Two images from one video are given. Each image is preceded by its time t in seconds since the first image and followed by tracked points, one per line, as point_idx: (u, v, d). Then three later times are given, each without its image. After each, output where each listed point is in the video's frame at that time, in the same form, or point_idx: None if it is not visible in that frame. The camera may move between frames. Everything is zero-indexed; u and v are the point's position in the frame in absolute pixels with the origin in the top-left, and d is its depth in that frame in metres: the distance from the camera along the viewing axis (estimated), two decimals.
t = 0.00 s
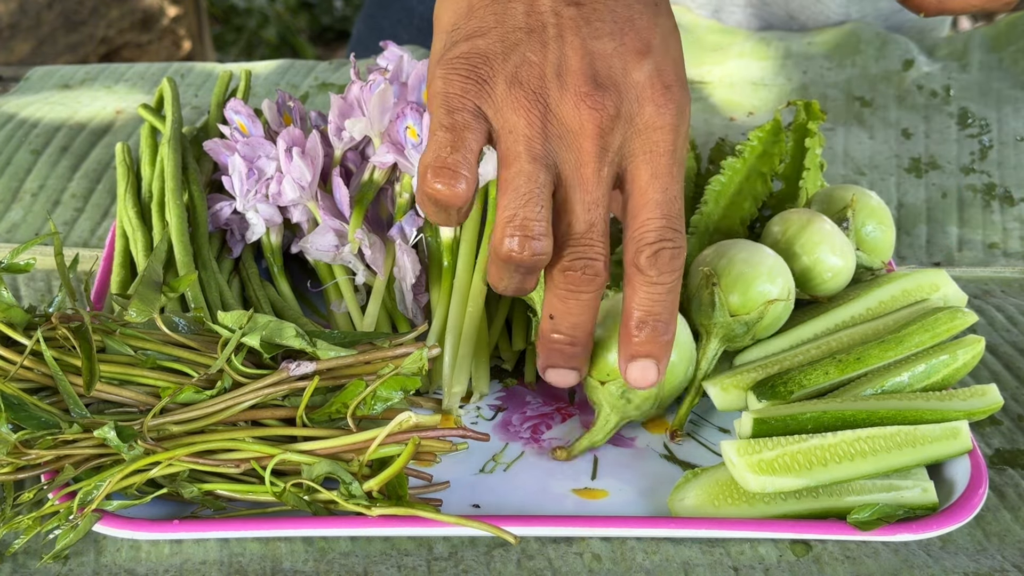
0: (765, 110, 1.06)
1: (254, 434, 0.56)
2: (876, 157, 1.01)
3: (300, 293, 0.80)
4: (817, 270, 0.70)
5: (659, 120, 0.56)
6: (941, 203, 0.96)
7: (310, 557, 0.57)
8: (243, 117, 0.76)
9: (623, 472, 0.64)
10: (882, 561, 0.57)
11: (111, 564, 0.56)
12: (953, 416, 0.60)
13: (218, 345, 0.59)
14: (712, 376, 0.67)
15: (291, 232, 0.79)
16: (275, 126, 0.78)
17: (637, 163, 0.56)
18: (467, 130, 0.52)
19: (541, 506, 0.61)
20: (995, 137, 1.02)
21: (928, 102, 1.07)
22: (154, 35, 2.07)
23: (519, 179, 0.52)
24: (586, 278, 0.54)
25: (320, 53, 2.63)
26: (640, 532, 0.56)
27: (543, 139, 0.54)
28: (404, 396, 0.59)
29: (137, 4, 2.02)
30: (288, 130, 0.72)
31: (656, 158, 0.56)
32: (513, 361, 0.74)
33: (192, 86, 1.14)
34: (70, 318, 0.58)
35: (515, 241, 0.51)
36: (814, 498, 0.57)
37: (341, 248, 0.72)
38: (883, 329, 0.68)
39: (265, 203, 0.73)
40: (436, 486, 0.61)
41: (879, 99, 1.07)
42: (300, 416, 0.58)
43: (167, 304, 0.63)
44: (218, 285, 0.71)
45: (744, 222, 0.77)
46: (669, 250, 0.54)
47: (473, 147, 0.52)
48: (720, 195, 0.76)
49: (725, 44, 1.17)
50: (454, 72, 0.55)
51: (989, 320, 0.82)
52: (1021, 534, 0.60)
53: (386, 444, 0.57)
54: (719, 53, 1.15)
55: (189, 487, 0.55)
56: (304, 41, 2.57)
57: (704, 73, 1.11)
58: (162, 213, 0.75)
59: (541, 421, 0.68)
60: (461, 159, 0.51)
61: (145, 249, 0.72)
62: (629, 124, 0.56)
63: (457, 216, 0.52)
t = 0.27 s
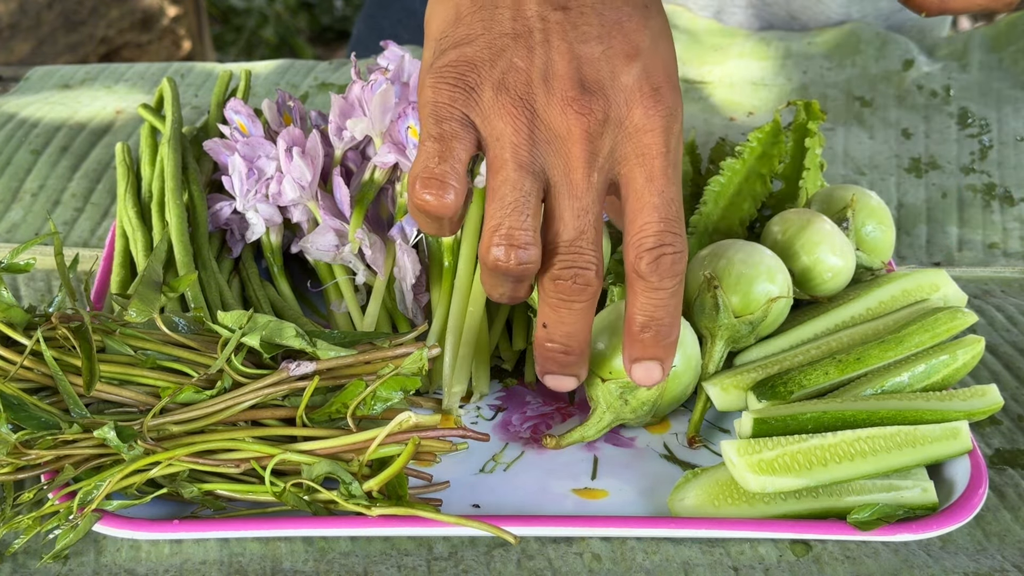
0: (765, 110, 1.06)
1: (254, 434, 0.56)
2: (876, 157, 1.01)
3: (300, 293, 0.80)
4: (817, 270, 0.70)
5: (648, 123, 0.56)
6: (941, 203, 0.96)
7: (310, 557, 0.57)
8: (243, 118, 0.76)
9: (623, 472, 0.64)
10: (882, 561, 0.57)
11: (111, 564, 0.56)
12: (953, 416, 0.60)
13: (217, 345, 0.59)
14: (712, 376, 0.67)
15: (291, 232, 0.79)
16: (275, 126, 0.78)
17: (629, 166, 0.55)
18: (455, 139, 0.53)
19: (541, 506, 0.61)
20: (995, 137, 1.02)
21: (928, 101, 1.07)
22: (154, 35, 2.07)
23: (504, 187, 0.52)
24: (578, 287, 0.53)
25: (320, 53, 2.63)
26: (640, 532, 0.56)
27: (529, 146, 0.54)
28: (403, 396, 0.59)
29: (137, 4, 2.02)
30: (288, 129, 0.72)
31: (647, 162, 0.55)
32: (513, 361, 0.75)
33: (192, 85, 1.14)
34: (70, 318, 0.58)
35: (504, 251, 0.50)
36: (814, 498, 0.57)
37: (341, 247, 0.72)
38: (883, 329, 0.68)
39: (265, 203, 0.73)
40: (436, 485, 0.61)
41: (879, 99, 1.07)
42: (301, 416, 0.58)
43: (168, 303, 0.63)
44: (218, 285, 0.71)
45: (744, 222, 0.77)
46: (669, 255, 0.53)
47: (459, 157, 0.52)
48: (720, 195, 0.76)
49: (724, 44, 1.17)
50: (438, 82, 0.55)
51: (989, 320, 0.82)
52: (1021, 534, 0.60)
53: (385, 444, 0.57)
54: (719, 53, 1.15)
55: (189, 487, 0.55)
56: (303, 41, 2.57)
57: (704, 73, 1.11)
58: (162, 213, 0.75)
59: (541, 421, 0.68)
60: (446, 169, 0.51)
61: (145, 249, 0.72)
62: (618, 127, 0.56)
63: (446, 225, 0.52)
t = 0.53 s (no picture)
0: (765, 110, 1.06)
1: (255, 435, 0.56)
2: (876, 156, 1.01)
3: (300, 293, 0.81)
4: (818, 270, 0.70)
5: (560, 30, 0.41)
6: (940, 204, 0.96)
7: (310, 557, 0.57)
8: (244, 117, 0.76)
9: (623, 472, 0.64)
10: (882, 562, 0.57)
11: (111, 564, 0.56)
12: (953, 416, 0.60)
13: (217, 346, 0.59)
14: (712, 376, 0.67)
15: (291, 232, 0.79)
16: (275, 127, 0.78)
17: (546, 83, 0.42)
18: (366, 87, 0.43)
19: (541, 506, 0.61)
20: (995, 137, 1.02)
21: (929, 102, 1.07)
22: (154, 35, 2.07)
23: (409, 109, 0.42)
24: (503, 224, 0.41)
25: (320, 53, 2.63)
26: (640, 532, 0.56)
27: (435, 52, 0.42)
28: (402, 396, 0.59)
29: (137, 4, 2.02)
30: (288, 129, 0.72)
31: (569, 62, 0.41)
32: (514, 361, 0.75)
33: (193, 85, 1.14)
34: (70, 318, 0.58)
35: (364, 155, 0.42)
36: (815, 498, 0.57)
37: (341, 246, 0.72)
38: (883, 329, 0.68)
39: (265, 203, 0.73)
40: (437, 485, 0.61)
41: (879, 99, 1.07)
42: (301, 417, 0.58)
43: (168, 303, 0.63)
44: (218, 284, 0.71)
45: (744, 222, 0.77)
46: (595, 178, 0.40)
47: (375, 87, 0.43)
48: (720, 196, 0.76)
49: (725, 44, 1.17)
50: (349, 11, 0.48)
51: (989, 320, 0.82)
52: (1021, 534, 0.60)
53: (385, 445, 0.57)
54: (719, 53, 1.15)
55: (189, 487, 0.55)
56: (303, 41, 2.57)
57: (704, 73, 1.11)
58: (162, 212, 0.75)
59: (541, 421, 0.68)
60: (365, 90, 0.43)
61: (145, 249, 0.72)
62: (524, 43, 0.41)
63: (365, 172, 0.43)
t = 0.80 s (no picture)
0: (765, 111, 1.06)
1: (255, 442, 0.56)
2: (876, 156, 1.01)
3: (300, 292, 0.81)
4: (817, 270, 0.70)
5: None
6: (941, 202, 0.97)
7: (310, 557, 0.57)
8: (244, 115, 0.76)
9: (623, 472, 0.64)
10: (883, 561, 0.57)
11: (111, 564, 0.56)
12: (953, 416, 0.60)
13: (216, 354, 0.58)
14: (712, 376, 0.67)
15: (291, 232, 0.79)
16: (274, 125, 0.78)
17: None
18: None
19: (541, 506, 0.61)
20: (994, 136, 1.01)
21: (929, 100, 1.04)
22: (154, 35, 2.07)
23: None
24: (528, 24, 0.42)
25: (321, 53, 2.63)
26: (640, 532, 0.56)
27: None
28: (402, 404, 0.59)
29: (137, 4, 2.02)
30: (281, 129, 0.73)
31: None
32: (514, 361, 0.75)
33: (193, 85, 1.14)
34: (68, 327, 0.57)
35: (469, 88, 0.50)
36: (815, 498, 0.57)
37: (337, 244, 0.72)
38: (883, 329, 0.68)
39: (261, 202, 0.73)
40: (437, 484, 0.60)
41: (880, 98, 1.05)
42: (302, 424, 0.57)
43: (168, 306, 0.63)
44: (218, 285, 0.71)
45: (745, 221, 0.76)
46: None
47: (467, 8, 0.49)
48: (720, 197, 0.77)
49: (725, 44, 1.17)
50: None
51: (989, 321, 0.82)
52: (1021, 534, 0.60)
53: (385, 446, 0.57)
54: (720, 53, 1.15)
55: (189, 495, 0.56)
56: (304, 41, 2.57)
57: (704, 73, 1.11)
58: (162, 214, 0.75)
59: (542, 422, 0.69)
60: None
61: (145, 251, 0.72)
62: None
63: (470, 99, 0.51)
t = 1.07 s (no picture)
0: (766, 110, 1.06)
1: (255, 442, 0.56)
2: (876, 154, 1.01)
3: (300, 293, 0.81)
4: (818, 269, 0.70)
5: None
6: (941, 202, 0.97)
7: (310, 557, 0.57)
8: (244, 115, 0.76)
9: (623, 472, 0.64)
10: (883, 561, 0.57)
11: (111, 565, 0.56)
12: (953, 416, 0.60)
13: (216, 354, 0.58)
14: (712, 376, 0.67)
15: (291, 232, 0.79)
16: (274, 125, 0.78)
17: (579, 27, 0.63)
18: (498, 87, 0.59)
19: (541, 506, 0.61)
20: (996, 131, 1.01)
21: (930, 96, 1.05)
22: (154, 35, 2.07)
23: (556, 85, 0.59)
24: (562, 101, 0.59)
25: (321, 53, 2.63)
26: (640, 532, 0.56)
27: (569, 68, 0.60)
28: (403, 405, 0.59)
29: (137, 5, 2.02)
30: (282, 128, 0.73)
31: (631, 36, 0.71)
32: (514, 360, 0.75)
33: (193, 85, 1.14)
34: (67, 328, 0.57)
35: (526, 184, 0.60)
36: (815, 498, 0.57)
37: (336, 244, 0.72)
38: (883, 329, 0.68)
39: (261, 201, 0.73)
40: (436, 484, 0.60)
41: (880, 95, 1.06)
42: (302, 424, 0.57)
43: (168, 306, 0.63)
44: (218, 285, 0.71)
45: (743, 223, 0.77)
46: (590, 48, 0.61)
47: (535, 125, 0.58)
48: (719, 197, 0.77)
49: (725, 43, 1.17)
50: (479, 42, 0.59)
51: (989, 320, 0.82)
52: (1021, 534, 0.60)
53: (385, 446, 0.57)
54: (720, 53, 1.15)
55: (189, 495, 0.56)
56: (304, 41, 2.57)
57: (704, 72, 1.11)
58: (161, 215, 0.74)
59: (542, 422, 0.69)
60: (512, 65, 0.59)
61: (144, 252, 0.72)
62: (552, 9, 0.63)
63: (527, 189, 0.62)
